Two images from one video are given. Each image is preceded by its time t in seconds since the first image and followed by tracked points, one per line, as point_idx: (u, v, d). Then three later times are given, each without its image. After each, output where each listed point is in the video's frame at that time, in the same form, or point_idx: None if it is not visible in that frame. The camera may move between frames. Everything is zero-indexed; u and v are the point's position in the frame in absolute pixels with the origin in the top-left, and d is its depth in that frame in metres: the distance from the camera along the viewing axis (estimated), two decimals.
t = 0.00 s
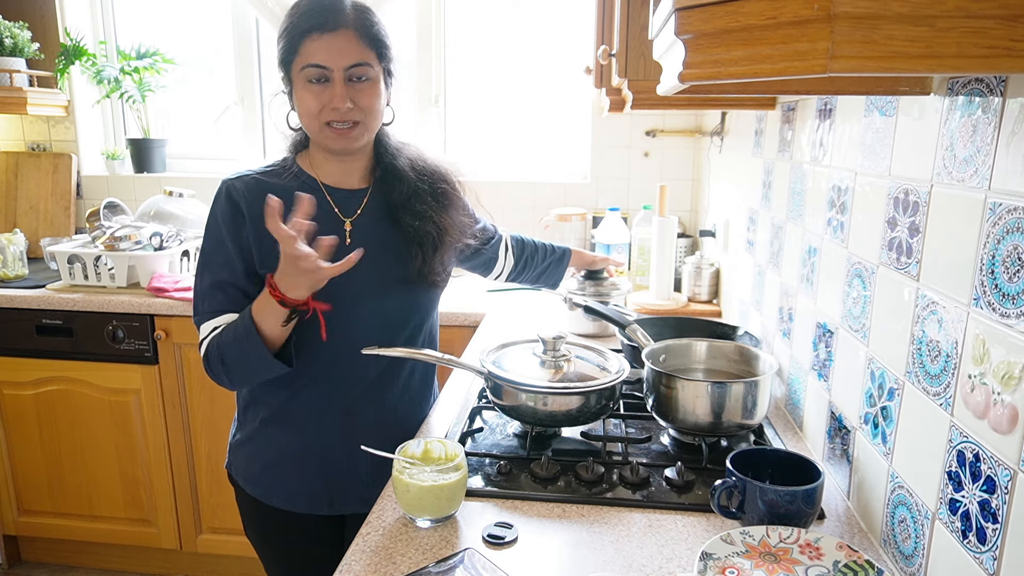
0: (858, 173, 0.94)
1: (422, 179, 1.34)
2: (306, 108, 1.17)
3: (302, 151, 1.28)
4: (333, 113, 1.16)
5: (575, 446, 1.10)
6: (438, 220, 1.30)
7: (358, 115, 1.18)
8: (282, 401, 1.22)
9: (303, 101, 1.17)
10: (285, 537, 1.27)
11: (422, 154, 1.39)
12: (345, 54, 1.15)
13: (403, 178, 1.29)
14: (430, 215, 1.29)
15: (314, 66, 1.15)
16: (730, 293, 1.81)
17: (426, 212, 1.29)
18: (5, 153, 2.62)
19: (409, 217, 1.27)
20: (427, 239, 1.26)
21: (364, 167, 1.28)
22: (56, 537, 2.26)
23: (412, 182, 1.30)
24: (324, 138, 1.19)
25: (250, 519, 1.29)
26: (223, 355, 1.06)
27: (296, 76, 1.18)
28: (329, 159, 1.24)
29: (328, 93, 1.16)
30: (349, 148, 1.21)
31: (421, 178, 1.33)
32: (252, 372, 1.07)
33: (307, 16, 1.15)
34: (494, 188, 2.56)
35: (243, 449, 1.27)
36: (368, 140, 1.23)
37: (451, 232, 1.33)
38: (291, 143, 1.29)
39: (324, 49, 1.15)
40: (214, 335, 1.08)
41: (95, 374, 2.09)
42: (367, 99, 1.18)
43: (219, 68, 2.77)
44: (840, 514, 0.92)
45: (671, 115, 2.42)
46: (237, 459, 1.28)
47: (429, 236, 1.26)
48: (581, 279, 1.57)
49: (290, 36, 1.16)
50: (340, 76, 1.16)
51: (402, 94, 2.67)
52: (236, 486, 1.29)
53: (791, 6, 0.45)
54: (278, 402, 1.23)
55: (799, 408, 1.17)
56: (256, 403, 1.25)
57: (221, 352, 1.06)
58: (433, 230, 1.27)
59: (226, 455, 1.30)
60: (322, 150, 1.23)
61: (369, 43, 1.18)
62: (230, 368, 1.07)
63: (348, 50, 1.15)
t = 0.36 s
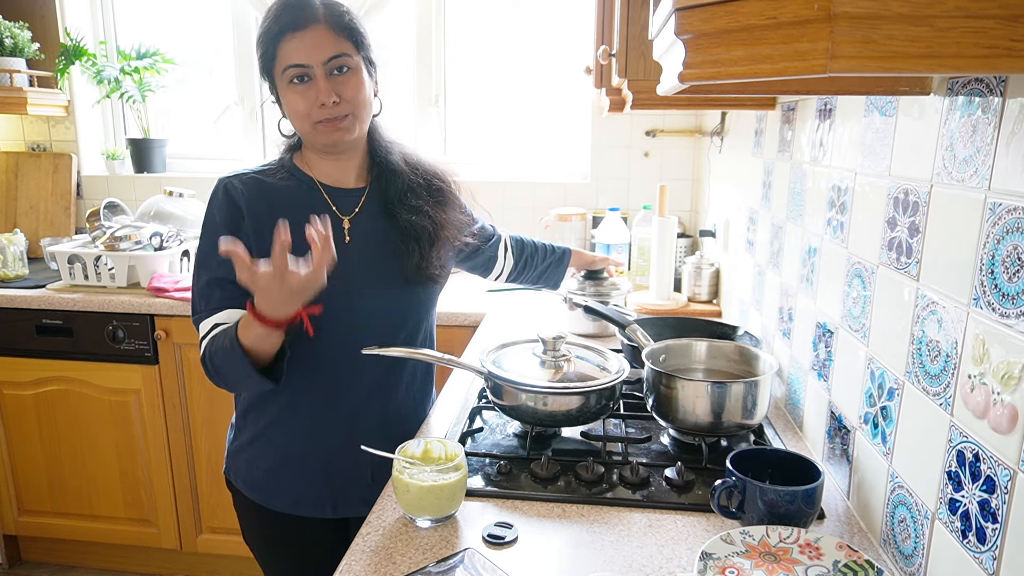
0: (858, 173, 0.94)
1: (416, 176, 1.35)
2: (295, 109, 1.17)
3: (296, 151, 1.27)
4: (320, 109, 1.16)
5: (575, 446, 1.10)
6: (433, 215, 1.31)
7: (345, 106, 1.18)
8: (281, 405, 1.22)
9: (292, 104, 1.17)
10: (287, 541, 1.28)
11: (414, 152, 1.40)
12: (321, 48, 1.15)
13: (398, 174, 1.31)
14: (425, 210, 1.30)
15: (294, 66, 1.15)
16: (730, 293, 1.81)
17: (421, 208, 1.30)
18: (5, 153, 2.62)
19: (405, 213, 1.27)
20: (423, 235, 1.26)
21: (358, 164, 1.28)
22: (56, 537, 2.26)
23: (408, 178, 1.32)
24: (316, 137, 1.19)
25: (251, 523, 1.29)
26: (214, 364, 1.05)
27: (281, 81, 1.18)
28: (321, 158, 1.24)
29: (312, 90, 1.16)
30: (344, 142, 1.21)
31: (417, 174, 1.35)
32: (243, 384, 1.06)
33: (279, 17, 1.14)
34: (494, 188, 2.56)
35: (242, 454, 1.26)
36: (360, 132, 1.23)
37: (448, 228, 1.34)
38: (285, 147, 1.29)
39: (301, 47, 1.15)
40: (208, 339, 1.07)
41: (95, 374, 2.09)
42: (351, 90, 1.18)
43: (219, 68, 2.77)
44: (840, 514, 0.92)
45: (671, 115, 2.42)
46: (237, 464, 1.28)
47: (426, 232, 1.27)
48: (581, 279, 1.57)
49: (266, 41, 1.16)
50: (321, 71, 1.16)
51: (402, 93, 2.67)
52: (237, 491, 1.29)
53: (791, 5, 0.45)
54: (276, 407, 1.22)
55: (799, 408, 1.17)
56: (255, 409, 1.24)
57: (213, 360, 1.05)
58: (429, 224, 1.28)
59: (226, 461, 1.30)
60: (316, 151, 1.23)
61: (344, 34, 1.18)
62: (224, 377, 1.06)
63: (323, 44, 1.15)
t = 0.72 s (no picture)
0: (858, 173, 0.94)
1: (417, 177, 1.35)
2: (312, 101, 1.16)
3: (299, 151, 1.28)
4: (340, 103, 1.17)
5: (575, 446, 1.10)
6: (432, 215, 1.30)
7: (364, 104, 1.19)
8: (280, 408, 1.22)
9: (308, 95, 1.17)
10: (285, 545, 1.27)
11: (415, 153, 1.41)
12: (346, 44, 1.17)
13: (398, 175, 1.31)
14: (423, 210, 1.29)
15: (317, 58, 1.16)
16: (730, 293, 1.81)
17: (420, 208, 1.29)
18: (5, 153, 2.62)
19: (405, 214, 1.27)
20: (420, 236, 1.26)
21: (361, 165, 1.29)
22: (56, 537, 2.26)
23: (407, 178, 1.32)
24: (331, 130, 1.19)
25: (247, 526, 1.29)
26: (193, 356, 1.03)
27: (297, 74, 1.18)
28: (325, 158, 1.24)
29: (334, 84, 1.16)
30: (356, 139, 1.21)
31: (417, 175, 1.35)
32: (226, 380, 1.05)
33: (302, 11, 1.15)
34: (494, 189, 2.56)
35: (239, 458, 1.26)
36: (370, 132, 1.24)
37: (447, 229, 1.33)
38: (285, 144, 1.29)
39: (326, 41, 1.16)
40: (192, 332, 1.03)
41: (95, 374, 2.09)
42: (371, 89, 1.20)
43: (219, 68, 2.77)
44: (840, 513, 0.92)
45: (671, 115, 2.42)
46: (233, 468, 1.27)
47: (423, 233, 1.26)
48: (581, 279, 1.57)
49: (287, 31, 1.16)
50: (343, 67, 1.17)
51: (402, 93, 2.66)
52: (233, 493, 1.29)
53: (791, 6, 0.45)
54: (276, 410, 1.22)
55: (799, 408, 1.17)
56: (253, 412, 1.24)
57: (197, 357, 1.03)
58: (428, 225, 1.28)
59: (221, 464, 1.29)
60: (323, 148, 1.23)
61: (365, 35, 1.21)
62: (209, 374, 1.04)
63: (349, 40, 1.17)
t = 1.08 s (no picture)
0: (858, 173, 0.94)
1: (419, 179, 1.35)
2: (310, 105, 1.17)
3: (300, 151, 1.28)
4: (338, 108, 1.17)
5: (574, 446, 1.10)
6: (436, 217, 1.31)
7: (362, 109, 1.19)
8: (290, 412, 1.22)
9: (306, 99, 1.17)
10: (294, 547, 1.27)
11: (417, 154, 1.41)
12: (346, 47, 1.17)
13: (402, 177, 1.31)
14: (428, 212, 1.30)
15: (315, 62, 1.16)
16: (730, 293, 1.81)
17: (425, 210, 1.30)
18: (5, 153, 2.62)
19: (410, 216, 1.27)
20: (426, 237, 1.26)
21: (364, 167, 1.29)
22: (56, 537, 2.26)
23: (411, 180, 1.32)
24: (329, 135, 1.19)
25: (258, 532, 1.28)
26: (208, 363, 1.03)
27: (296, 76, 1.18)
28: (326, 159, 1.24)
29: (332, 88, 1.16)
30: (355, 145, 1.21)
31: (420, 177, 1.35)
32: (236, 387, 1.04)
33: (303, 15, 1.15)
34: (494, 188, 2.56)
35: (249, 463, 1.25)
36: (370, 136, 1.24)
37: (450, 229, 1.34)
38: (285, 143, 1.29)
39: (325, 45, 1.16)
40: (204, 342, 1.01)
41: (96, 374, 2.09)
42: (370, 93, 1.20)
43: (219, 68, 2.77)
44: (840, 514, 0.92)
45: (671, 115, 2.42)
46: (242, 474, 1.26)
47: (429, 234, 1.27)
48: (581, 279, 1.57)
49: (287, 36, 1.16)
50: (342, 72, 1.17)
51: (402, 93, 2.66)
52: (242, 500, 1.28)
53: (791, 5, 0.45)
54: (285, 414, 1.22)
55: (799, 408, 1.17)
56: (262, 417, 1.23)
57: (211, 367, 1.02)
58: (433, 227, 1.28)
59: (230, 470, 1.29)
60: (323, 151, 1.24)
61: (367, 39, 1.21)
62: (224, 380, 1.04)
63: (348, 43, 1.17)
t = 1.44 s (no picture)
0: (858, 173, 0.94)
1: (427, 175, 1.35)
2: (307, 97, 1.17)
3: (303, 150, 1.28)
4: (334, 97, 1.17)
5: (574, 446, 1.10)
6: (445, 215, 1.32)
7: (359, 98, 1.19)
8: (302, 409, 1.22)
9: (303, 90, 1.17)
10: (305, 544, 1.27)
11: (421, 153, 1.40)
12: (339, 37, 1.17)
13: (409, 173, 1.31)
14: (438, 209, 1.31)
15: (310, 51, 1.16)
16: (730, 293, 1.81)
17: (434, 208, 1.31)
18: (5, 153, 2.62)
19: (420, 213, 1.28)
20: (437, 236, 1.28)
21: (368, 164, 1.29)
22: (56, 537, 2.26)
23: (419, 178, 1.32)
24: (327, 127, 1.19)
25: (268, 530, 1.28)
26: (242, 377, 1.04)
27: (293, 70, 1.19)
28: (327, 157, 1.24)
29: (327, 78, 1.16)
30: (354, 135, 1.21)
31: (427, 174, 1.36)
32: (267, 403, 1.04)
33: (297, 6, 1.16)
34: (494, 189, 2.56)
35: (261, 461, 1.25)
36: (369, 128, 1.23)
37: (460, 227, 1.35)
38: (288, 144, 1.28)
39: (319, 34, 1.16)
40: (233, 353, 1.06)
41: (96, 374, 2.09)
42: (366, 81, 1.19)
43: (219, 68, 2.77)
44: (840, 514, 0.92)
45: (671, 115, 2.42)
46: (255, 472, 1.26)
47: (439, 232, 1.28)
48: (581, 279, 1.57)
49: (282, 29, 1.17)
50: (336, 60, 1.17)
51: (402, 93, 2.66)
52: (253, 498, 1.28)
53: (791, 5, 0.45)
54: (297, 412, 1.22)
55: (799, 408, 1.17)
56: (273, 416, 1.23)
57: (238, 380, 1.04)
58: (442, 225, 1.29)
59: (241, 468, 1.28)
60: (323, 145, 1.24)
61: (361, 29, 1.21)
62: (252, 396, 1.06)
63: (342, 33, 1.17)
